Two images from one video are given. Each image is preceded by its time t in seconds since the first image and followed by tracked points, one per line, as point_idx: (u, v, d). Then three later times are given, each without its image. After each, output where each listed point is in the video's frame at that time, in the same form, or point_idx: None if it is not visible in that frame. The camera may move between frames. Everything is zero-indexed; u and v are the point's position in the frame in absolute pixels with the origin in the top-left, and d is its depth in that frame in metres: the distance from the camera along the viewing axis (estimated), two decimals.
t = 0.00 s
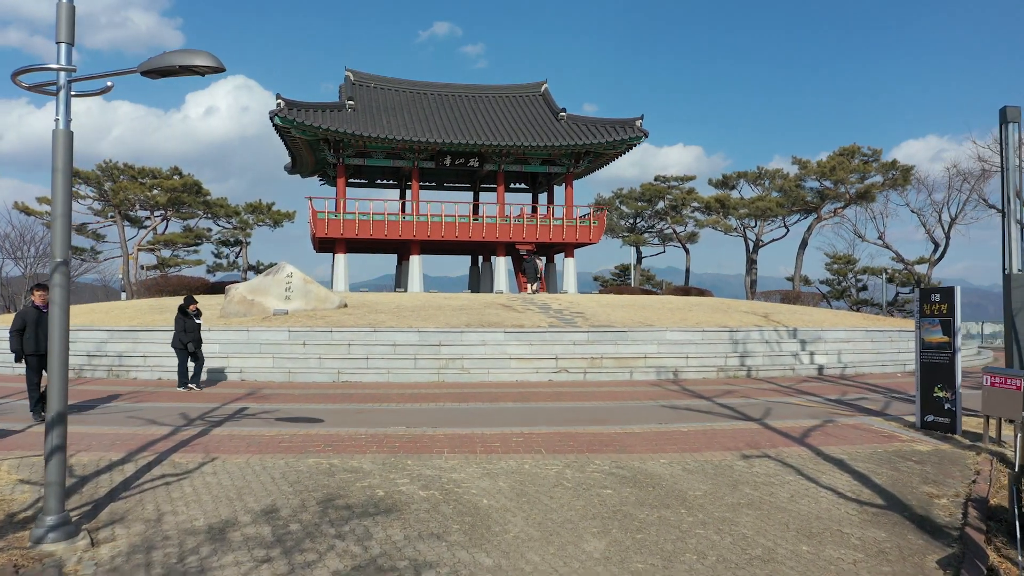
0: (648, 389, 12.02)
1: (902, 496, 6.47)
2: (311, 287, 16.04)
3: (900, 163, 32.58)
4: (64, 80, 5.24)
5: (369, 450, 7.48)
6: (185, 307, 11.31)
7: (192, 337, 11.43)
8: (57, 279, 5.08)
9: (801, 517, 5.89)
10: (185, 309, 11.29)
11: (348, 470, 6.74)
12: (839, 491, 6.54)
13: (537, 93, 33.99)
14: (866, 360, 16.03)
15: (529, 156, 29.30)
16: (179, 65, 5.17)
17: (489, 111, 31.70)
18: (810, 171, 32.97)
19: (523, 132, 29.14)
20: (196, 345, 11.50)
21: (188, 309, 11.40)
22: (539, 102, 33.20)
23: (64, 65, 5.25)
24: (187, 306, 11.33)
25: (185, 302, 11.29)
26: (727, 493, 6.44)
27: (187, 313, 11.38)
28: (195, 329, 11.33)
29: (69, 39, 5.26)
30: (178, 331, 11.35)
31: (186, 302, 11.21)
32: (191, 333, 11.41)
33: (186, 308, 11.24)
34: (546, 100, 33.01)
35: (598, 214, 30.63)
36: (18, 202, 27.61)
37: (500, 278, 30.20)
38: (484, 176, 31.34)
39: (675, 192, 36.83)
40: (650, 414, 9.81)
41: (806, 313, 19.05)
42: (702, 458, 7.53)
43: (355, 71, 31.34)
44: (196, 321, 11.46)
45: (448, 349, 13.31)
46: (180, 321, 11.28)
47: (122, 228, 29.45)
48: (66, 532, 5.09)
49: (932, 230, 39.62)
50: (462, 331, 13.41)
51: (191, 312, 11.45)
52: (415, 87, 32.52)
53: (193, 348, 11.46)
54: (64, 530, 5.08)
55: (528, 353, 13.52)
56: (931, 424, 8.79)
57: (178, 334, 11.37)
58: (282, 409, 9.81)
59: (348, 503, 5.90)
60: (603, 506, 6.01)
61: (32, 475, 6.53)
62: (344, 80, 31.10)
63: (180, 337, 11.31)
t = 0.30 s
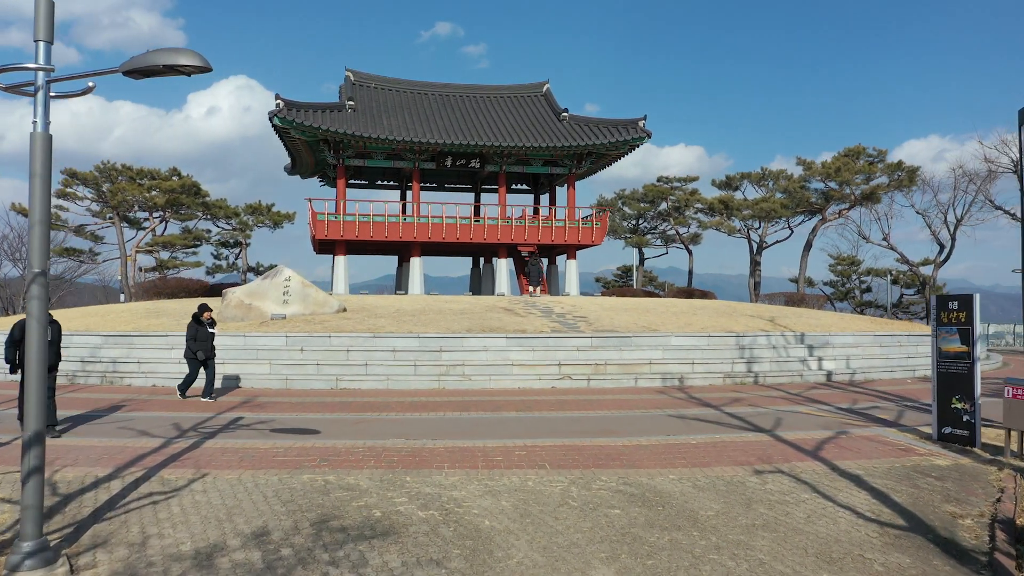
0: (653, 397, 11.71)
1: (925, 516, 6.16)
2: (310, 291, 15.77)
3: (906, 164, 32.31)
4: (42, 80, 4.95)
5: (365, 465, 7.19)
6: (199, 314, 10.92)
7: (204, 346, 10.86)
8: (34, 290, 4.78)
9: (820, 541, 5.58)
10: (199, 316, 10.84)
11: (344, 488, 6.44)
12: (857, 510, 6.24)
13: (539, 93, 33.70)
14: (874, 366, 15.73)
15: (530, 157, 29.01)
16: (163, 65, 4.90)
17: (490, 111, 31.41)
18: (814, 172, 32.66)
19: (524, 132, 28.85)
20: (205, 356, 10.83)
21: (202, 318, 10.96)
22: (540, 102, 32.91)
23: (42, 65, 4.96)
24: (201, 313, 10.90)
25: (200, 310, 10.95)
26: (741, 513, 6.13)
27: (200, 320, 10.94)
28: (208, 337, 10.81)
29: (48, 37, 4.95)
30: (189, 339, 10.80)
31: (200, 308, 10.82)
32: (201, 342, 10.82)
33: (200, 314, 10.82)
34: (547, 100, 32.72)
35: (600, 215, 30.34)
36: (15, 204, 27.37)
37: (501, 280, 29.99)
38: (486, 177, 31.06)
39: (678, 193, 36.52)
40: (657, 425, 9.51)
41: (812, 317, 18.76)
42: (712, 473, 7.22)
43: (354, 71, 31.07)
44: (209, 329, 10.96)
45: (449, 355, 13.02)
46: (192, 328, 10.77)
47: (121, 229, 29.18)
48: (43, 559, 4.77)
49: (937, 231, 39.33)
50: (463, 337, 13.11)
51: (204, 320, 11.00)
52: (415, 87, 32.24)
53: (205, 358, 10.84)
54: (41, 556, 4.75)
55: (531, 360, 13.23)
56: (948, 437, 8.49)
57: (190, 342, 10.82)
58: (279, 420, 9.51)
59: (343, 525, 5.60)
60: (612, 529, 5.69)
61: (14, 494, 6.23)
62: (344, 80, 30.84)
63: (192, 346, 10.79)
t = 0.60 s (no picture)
0: (660, 406, 11.39)
1: (950, 538, 5.85)
2: (308, 295, 15.52)
3: (911, 165, 32.05)
4: (18, 81, 4.69)
5: (362, 481, 6.90)
6: (212, 320, 10.52)
7: (215, 353, 10.37)
8: (9, 304, 4.49)
9: (841, 566, 5.28)
10: (212, 322, 10.41)
11: (340, 507, 6.15)
12: (878, 532, 5.93)
13: (541, 93, 33.41)
14: (884, 371, 15.42)
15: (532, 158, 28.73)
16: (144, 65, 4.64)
17: (492, 112, 31.13)
18: (819, 173, 32.36)
19: (526, 133, 28.56)
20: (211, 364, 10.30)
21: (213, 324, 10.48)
22: (543, 103, 32.63)
23: (18, 65, 4.70)
24: (215, 319, 10.49)
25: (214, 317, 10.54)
26: (756, 536, 5.82)
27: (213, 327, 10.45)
28: (220, 344, 10.38)
29: (24, 35, 4.68)
30: (199, 346, 10.30)
31: (214, 314, 10.42)
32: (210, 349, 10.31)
33: (213, 320, 10.41)
34: (550, 101, 32.44)
35: (603, 216, 30.04)
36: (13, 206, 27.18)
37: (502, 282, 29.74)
38: (487, 178, 30.76)
39: (681, 194, 36.22)
40: (664, 435, 9.22)
41: (820, 322, 18.46)
42: (724, 490, 6.92)
43: (355, 71, 30.81)
44: (222, 337, 10.52)
45: (450, 361, 12.73)
46: (204, 334, 10.31)
47: (119, 231, 28.94)
48: None
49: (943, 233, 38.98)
50: (464, 342, 12.84)
51: (216, 327, 10.56)
52: (416, 88, 31.97)
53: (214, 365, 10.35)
54: None
55: (534, 366, 12.95)
56: (967, 450, 8.17)
57: (200, 349, 10.33)
58: (275, 430, 9.23)
59: (338, 550, 5.30)
60: (622, 554, 5.39)
61: None
62: (344, 81, 30.58)
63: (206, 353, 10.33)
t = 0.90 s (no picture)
0: (667, 415, 11.08)
1: (978, 563, 5.54)
2: (307, 299, 15.27)
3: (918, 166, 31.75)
4: None
5: (359, 500, 6.61)
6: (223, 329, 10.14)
7: (232, 362, 10.04)
8: None
9: None
10: (223, 330, 10.06)
11: (335, 529, 5.87)
12: (901, 556, 5.63)
13: (543, 94, 33.13)
14: (894, 378, 15.11)
15: (534, 159, 28.44)
16: (124, 64, 4.42)
17: (494, 112, 30.85)
18: (825, 174, 32.03)
19: (528, 134, 28.27)
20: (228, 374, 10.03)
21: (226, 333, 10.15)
22: (545, 103, 32.35)
23: None
24: (225, 327, 10.13)
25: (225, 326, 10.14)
26: (773, 560, 5.52)
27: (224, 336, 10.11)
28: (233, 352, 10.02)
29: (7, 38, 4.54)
30: (214, 357, 9.97)
31: (224, 323, 10.03)
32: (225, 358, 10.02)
33: (224, 328, 10.04)
34: (552, 101, 32.16)
35: (606, 218, 29.74)
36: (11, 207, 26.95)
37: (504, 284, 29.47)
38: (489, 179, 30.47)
39: (684, 195, 35.93)
40: (671, 447, 8.93)
41: (827, 326, 18.16)
42: (736, 509, 6.62)
43: (355, 71, 30.54)
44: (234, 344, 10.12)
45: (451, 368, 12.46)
46: (218, 344, 9.97)
47: (118, 232, 28.69)
48: None
49: (948, 234, 38.67)
50: (466, 348, 12.60)
51: (229, 335, 10.21)
52: (417, 88, 31.70)
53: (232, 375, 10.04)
54: None
55: (537, 373, 12.65)
56: (988, 464, 7.86)
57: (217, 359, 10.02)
58: (270, 441, 8.95)
59: None
60: None
61: None
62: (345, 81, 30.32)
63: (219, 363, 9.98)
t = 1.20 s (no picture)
0: (674, 425, 10.78)
1: None
2: (306, 303, 14.98)
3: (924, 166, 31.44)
4: None
5: (355, 520, 6.32)
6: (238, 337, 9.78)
7: (248, 371, 9.65)
8: None
9: None
10: (237, 340, 9.68)
11: (330, 552, 5.59)
12: None
13: (545, 94, 32.86)
14: (904, 384, 14.80)
15: (536, 160, 28.15)
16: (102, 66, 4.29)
17: (496, 113, 30.57)
18: (830, 175, 31.69)
19: (530, 135, 27.98)
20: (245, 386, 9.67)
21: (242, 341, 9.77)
22: (547, 104, 32.07)
23: None
24: (239, 337, 9.75)
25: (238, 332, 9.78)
26: None
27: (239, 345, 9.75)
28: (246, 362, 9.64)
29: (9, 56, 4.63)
30: (230, 367, 9.62)
31: (238, 332, 9.69)
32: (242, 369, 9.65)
33: (238, 338, 9.67)
34: (554, 101, 31.89)
35: (609, 219, 29.46)
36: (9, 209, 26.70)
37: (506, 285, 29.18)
38: (491, 180, 30.21)
39: (688, 196, 35.62)
40: (679, 460, 8.64)
41: (835, 330, 17.85)
42: (750, 529, 6.31)
43: (355, 71, 30.27)
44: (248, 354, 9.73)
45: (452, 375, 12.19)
46: (233, 354, 9.63)
47: (116, 234, 28.43)
48: None
49: (955, 235, 38.30)
50: (467, 355, 12.42)
51: (243, 345, 9.85)
52: (418, 88, 31.43)
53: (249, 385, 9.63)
54: None
55: (540, 380, 12.36)
56: (1010, 480, 7.56)
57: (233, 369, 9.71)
58: (267, 454, 8.69)
59: None
60: None
61: None
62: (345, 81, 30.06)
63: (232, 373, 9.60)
